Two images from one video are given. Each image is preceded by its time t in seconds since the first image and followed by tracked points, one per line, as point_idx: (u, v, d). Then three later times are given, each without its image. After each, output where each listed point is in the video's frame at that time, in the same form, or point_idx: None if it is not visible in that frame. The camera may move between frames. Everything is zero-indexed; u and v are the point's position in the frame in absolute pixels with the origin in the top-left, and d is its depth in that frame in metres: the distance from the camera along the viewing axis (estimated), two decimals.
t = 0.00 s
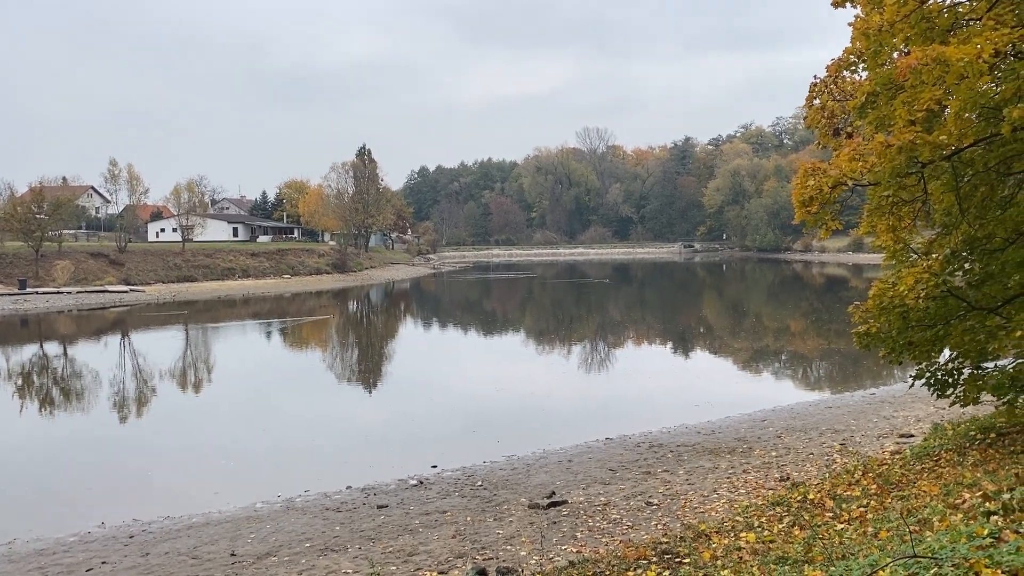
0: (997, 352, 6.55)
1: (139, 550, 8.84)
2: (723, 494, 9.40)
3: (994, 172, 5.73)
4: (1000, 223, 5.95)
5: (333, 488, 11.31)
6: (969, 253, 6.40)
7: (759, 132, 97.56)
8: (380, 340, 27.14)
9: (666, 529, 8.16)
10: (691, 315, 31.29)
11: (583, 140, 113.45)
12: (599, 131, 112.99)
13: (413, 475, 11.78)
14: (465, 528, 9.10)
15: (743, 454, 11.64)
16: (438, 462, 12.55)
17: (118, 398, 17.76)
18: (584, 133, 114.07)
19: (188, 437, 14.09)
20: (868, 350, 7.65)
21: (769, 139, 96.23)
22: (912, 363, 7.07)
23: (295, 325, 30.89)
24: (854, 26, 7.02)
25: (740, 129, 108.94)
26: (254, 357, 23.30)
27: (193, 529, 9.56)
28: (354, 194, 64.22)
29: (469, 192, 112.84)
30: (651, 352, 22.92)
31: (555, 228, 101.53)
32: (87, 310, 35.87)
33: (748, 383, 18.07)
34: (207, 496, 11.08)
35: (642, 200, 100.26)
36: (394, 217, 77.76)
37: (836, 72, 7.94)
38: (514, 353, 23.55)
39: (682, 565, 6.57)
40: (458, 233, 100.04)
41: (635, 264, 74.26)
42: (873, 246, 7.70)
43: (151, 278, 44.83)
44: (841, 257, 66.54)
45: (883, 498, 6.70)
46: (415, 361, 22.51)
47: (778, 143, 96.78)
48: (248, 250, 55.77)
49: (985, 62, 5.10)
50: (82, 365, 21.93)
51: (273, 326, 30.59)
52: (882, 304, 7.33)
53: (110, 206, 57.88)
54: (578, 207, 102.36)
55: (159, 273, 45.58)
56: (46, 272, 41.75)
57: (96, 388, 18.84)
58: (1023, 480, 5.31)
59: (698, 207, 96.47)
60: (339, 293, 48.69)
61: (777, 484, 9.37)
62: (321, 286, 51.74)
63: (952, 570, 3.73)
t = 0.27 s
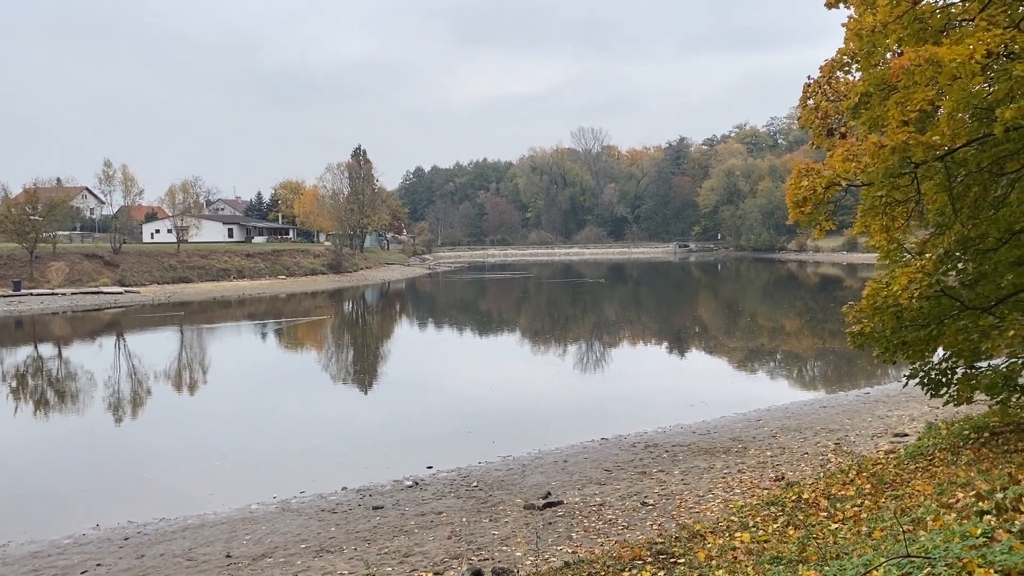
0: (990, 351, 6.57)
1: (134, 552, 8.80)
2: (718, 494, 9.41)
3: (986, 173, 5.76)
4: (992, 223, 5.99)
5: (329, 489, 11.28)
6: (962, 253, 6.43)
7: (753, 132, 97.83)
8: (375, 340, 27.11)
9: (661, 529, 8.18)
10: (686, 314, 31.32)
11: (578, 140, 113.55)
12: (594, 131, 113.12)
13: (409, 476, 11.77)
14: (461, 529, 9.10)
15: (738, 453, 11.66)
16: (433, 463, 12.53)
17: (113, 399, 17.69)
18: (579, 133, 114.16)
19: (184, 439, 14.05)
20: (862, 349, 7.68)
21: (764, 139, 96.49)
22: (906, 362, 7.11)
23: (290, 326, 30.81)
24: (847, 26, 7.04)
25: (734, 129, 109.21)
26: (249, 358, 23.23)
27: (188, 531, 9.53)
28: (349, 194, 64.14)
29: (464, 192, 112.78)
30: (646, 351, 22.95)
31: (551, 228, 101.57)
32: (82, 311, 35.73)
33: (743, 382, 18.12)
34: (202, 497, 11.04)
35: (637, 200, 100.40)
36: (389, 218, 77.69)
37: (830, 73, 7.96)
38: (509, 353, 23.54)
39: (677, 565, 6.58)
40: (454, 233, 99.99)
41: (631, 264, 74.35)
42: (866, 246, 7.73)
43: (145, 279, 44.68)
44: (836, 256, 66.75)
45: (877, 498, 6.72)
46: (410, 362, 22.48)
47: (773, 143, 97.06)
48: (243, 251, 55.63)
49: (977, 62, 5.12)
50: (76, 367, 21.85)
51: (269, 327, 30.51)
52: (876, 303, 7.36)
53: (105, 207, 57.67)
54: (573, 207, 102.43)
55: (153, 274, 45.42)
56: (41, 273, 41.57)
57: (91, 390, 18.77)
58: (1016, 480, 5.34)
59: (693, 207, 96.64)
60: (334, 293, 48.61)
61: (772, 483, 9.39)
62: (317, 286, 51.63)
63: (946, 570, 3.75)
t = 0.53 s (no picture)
0: (987, 349, 6.57)
1: (130, 552, 8.77)
2: (715, 493, 9.41)
3: (983, 171, 5.76)
4: (989, 221, 6.00)
5: (325, 489, 11.26)
6: (959, 251, 6.44)
7: (750, 131, 97.94)
8: (373, 340, 27.08)
9: (658, 528, 8.17)
10: (683, 314, 31.32)
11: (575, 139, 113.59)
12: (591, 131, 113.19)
13: (405, 476, 11.75)
14: (458, 528, 9.08)
15: (735, 453, 11.67)
16: (430, 462, 12.51)
17: (109, 399, 17.63)
18: (576, 133, 114.19)
19: (180, 439, 14.00)
20: (859, 348, 7.68)
21: (761, 138, 96.60)
22: (903, 360, 7.11)
23: (287, 326, 30.76)
24: (844, 25, 7.04)
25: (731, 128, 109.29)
26: (246, 358, 23.19)
27: (184, 531, 9.49)
28: (346, 194, 64.09)
29: (461, 191, 112.72)
30: (643, 351, 22.96)
31: (548, 228, 101.57)
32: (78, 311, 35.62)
33: (740, 381, 18.13)
34: (198, 497, 11.01)
35: (634, 199, 100.40)
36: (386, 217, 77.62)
37: (826, 71, 7.96)
38: (506, 353, 23.52)
39: (674, 564, 6.57)
40: (451, 233, 99.93)
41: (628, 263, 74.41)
42: (863, 245, 7.74)
43: (142, 279, 44.57)
44: (833, 255, 66.83)
45: (874, 496, 6.72)
46: (407, 361, 22.45)
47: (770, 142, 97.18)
48: (240, 250, 55.52)
49: (973, 61, 5.12)
50: (72, 366, 21.79)
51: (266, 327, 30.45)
52: (873, 302, 7.37)
53: (101, 206, 57.53)
54: (570, 207, 102.44)
55: (150, 273, 45.33)
56: (37, 273, 41.46)
57: (88, 389, 18.72)
58: (1012, 478, 5.34)
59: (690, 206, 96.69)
60: (331, 293, 48.55)
61: (770, 482, 9.39)
62: (314, 286, 51.54)
63: (942, 568, 3.74)
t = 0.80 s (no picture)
0: (983, 351, 6.58)
1: (126, 553, 8.75)
2: (711, 494, 9.42)
3: (979, 173, 5.78)
4: (985, 223, 6.01)
5: (322, 490, 11.25)
6: (955, 253, 6.46)
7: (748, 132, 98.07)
8: (370, 341, 27.06)
9: (654, 529, 8.18)
10: (681, 315, 31.34)
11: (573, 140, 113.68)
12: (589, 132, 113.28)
13: (402, 476, 11.74)
14: (455, 529, 9.08)
15: (732, 453, 11.67)
16: (427, 463, 12.50)
17: (106, 399, 17.61)
18: (574, 134, 114.27)
19: (177, 440, 13.97)
20: (855, 349, 7.69)
21: (759, 139, 96.72)
22: (899, 361, 7.13)
23: (284, 326, 30.73)
24: (841, 26, 7.06)
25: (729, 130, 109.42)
26: (244, 358, 23.17)
27: (181, 531, 9.48)
28: (344, 194, 64.12)
29: (459, 192, 112.70)
30: (641, 351, 22.97)
31: (546, 228, 101.59)
32: (76, 311, 35.58)
33: (737, 382, 18.15)
34: (195, 498, 11.00)
35: (632, 200, 100.43)
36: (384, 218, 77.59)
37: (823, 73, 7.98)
38: (504, 354, 23.50)
39: (670, 565, 6.58)
40: (449, 233, 99.90)
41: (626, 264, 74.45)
42: (860, 246, 7.75)
43: (139, 279, 44.51)
44: (830, 257, 66.91)
45: (870, 498, 6.73)
46: (405, 362, 22.43)
47: (768, 143, 97.30)
48: (237, 251, 55.44)
49: (969, 63, 5.13)
50: (70, 367, 21.77)
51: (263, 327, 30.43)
52: (869, 303, 7.38)
53: (99, 206, 57.45)
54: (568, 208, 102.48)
55: (147, 274, 45.27)
56: (34, 273, 41.39)
57: (85, 389, 18.71)
58: (1008, 480, 5.35)
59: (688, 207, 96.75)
60: (328, 293, 48.52)
61: (766, 483, 9.40)
62: (312, 287, 51.49)
63: (936, 569, 3.75)
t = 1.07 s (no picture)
0: (981, 354, 6.58)
1: (125, 554, 8.75)
2: (710, 496, 9.43)
3: (977, 175, 5.79)
4: (984, 226, 6.01)
5: (321, 491, 11.24)
6: (953, 255, 6.48)
7: (748, 134, 98.16)
8: (369, 342, 27.06)
9: (653, 531, 8.18)
10: (680, 316, 31.34)
11: (573, 142, 113.79)
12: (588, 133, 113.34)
13: (401, 478, 11.74)
14: (453, 530, 9.08)
15: (731, 455, 11.68)
16: (426, 464, 12.48)
17: (105, 399, 17.60)
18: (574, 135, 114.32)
19: (176, 440, 13.96)
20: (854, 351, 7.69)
21: (758, 141, 96.81)
22: (897, 364, 7.13)
23: (284, 327, 30.74)
24: (839, 29, 7.07)
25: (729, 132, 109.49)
26: (243, 359, 23.17)
27: (179, 532, 9.47)
28: (344, 195, 64.31)
29: (458, 193, 112.68)
30: (640, 353, 22.96)
31: (546, 230, 101.61)
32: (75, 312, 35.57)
33: (736, 384, 18.14)
34: (194, 498, 10.99)
35: (632, 202, 100.43)
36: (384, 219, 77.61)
37: (821, 75, 8.00)
38: (503, 355, 23.50)
39: (668, 567, 6.58)
40: (448, 235, 99.87)
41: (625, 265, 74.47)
42: (858, 249, 7.76)
43: (138, 279, 44.48)
44: (830, 259, 66.94)
45: (868, 500, 6.73)
46: (404, 363, 22.41)
47: (767, 145, 97.38)
48: (237, 252, 55.41)
49: (968, 66, 5.14)
50: (69, 367, 21.77)
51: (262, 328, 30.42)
52: (868, 305, 7.39)
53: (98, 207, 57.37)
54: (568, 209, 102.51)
55: (147, 274, 45.24)
56: (34, 273, 41.37)
57: (84, 390, 18.72)
58: (1005, 482, 5.35)
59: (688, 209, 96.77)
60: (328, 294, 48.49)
61: (765, 485, 9.41)
62: (311, 288, 51.48)
63: (933, 571, 3.76)
